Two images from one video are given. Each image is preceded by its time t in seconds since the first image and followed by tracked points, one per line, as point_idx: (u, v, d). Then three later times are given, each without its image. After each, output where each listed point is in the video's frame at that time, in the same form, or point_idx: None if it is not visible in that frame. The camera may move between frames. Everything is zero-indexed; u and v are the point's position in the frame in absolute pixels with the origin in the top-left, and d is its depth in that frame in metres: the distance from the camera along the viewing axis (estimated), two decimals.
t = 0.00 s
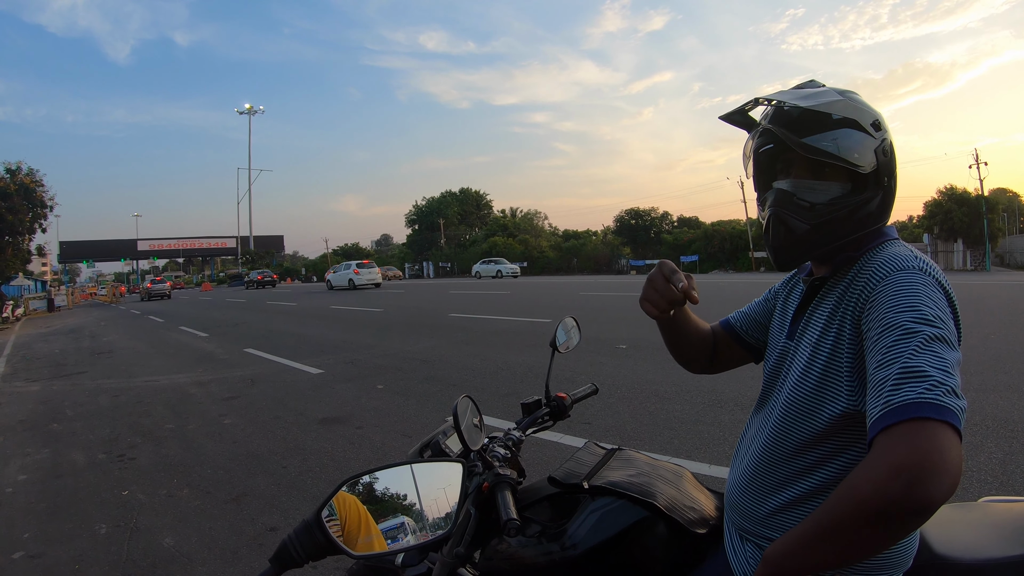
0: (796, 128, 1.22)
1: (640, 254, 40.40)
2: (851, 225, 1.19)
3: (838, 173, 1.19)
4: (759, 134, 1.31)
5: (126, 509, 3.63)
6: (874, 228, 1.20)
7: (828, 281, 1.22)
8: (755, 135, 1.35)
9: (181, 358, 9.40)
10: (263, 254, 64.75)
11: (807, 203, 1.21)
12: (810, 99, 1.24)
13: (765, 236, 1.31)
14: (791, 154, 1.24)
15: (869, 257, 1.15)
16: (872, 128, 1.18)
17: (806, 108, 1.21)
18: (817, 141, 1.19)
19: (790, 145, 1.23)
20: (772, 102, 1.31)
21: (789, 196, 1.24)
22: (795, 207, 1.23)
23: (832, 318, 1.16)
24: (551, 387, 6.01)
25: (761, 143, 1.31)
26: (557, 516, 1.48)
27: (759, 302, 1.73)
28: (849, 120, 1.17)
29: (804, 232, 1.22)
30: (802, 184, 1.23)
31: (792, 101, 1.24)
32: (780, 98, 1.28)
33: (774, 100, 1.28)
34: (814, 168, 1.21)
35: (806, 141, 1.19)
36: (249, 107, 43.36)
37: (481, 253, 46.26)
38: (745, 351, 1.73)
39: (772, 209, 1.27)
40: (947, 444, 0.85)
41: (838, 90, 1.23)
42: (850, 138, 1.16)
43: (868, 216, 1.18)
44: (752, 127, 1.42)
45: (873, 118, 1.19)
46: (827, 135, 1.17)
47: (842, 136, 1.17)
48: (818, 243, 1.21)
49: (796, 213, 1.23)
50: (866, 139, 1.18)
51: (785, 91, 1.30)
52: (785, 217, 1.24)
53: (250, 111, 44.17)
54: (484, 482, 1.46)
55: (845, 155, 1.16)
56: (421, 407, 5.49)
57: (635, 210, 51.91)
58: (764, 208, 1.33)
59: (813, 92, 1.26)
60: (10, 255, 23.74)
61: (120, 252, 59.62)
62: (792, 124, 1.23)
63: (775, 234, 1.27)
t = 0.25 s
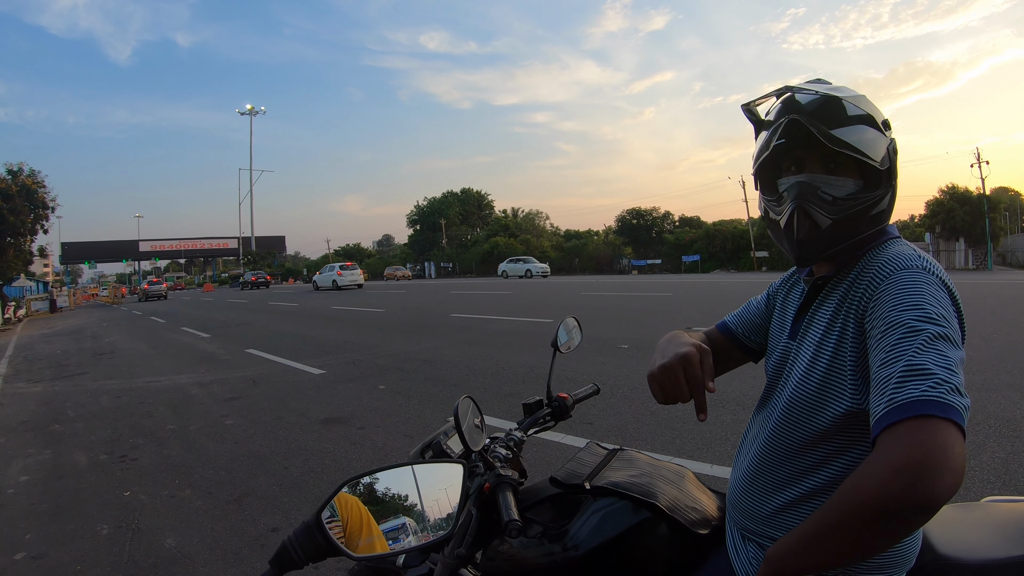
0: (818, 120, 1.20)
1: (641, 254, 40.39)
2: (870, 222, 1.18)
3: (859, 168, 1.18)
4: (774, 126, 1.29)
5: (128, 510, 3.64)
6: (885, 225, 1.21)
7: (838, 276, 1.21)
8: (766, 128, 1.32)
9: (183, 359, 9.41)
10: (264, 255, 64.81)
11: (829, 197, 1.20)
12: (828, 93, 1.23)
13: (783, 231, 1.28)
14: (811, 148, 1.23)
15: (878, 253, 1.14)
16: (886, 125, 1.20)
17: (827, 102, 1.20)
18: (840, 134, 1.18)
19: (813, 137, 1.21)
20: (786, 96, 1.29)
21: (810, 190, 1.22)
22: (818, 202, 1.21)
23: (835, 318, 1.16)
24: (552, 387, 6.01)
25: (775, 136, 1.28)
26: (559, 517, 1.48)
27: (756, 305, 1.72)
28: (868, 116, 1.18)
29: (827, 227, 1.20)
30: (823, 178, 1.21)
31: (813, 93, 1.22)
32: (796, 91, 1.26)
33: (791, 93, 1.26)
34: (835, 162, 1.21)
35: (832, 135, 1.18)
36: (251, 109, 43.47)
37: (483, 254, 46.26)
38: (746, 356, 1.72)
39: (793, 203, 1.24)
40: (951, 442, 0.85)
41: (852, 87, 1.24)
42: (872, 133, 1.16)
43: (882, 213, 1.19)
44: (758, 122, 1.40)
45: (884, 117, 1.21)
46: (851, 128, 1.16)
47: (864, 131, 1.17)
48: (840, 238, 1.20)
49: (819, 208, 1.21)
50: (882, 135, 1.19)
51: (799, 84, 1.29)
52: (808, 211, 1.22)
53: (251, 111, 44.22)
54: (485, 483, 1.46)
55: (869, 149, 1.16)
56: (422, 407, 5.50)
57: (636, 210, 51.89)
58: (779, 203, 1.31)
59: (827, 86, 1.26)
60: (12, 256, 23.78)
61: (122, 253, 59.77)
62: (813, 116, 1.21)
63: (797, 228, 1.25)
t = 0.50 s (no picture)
0: (827, 120, 1.19)
1: (642, 254, 40.35)
2: (875, 223, 1.19)
3: (864, 169, 1.19)
4: (780, 124, 1.27)
5: (129, 509, 3.65)
6: (886, 226, 1.22)
7: (837, 278, 1.21)
8: (771, 125, 1.30)
9: (184, 359, 9.42)
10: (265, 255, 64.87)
11: (836, 199, 1.20)
12: (835, 91, 1.22)
13: (790, 231, 1.27)
14: (817, 147, 1.22)
15: (878, 253, 1.14)
16: (889, 126, 1.20)
17: (834, 101, 1.20)
18: (848, 135, 1.18)
19: (821, 137, 1.20)
20: (791, 93, 1.27)
21: (816, 191, 1.22)
22: (825, 203, 1.21)
23: (836, 319, 1.16)
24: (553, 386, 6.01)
25: (781, 134, 1.26)
26: (559, 516, 1.48)
27: (753, 309, 1.72)
28: (874, 116, 1.19)
29: (834, 228, 1.20)
30: (829, 179, 1.21)
31: (820, 92, 1.21)
32: (802, 89, 1.25)
33: (797, 91, 1.25)
34: (841, 163, 1.21)
35: (841, 135, 1.18)
36: (252, 110, 43.64)
37: (484, 253, 46.25)
38: (745, 358, 1.71)
39: (800, 203, 1.24)
40: (957, 445, 0.85)
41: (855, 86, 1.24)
42: (878, 134, 1.17)
43: (886, 213, 1.20)
44: (760, 119, 1.39)
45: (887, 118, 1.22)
46: (860, 129, 1.17)
47: (870, 132, 1.17)
48: (846, 240, 1.20)
49: (826, 209, 1.21)
50: (885, 136, 1.19)
51: (804, 82, 1.28)
52: (815, 213, 1.22)
53: (252, 112, 44.32)
54: (486, 482, 1.47)
55: (876, 150, 1.16)
56: (423, 407, 5.50)
57: (637, 210, 51.86)
58: (782, 203, 1.30)
59: (832, 85, 1.26)
60: (13, 256, 23.81)
61: (123, 253, 59.97)
62: (821, 116, 1.20)
63: (803, 229, 1.24)
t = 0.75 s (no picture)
0: (825, 121, 1.19)
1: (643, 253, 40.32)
2: (876, 223, 1.19)
3: (864, 169, 1.19)
4: (778, 126, 1.27)
5: (131, 510, 3.66)
6: (887, 225, 1.22)
7: (837, 279, 1.21)
8: (770, 128, 1.30)
9: (186, 359, 9.43)
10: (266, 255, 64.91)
11: (835, 201, 1.20)
12: (833, 92, 1.22)
13: (789, 234, 1.27)
14: (816, 148, 1.22)
15: (878, 254, 1.14)
16: (888, 125, 1.20)
17: (832, 102, 1.20)
18: (847, 137, 1.18)
19: (820, 138, 1.20)
20: (790, 95, 1.27)
21: (816, 193, 1.22)
22: (824, 205, 1.21)
23: (835, 319, 1.16)
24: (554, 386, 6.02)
25: (780, 137, 1.26)
26: (560, 516, 1.48)
27: (754, 309, 1.73)
28: (872, 115, 1.19)
29: (834, 230, 1.20)
30: (828, 181, 1.21)
31: (818, 94, 1.21)
32: (801, 91, 1.25)
33: (795, 92, 1.25)
34: (840, 164, 1.21)
35: (840, 137, 1.17)
36: (252, 110, 43.67)
37: (484, 253, 46.25)
38: (745, 359, 1.72)
39: (799, 206, 1.24)
40: (955, 445, 0.85)
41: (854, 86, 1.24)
42: (877, 135, 1.17)
43: (886, 213, 1.20)
44: (758, 120, 1.39)
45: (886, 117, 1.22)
46: (859, 130, 1.16)
47: (869, 132, 1.17)
48: (847, 242, 1.19)
49: (825, 211, 1.21)
50: (885, 136, 1.19)
51: (802, 83, 1.27)
52: (815, 215, 1.21)
53: (252, 112, 44.35)
54: (486, 483, 1.47)
55: (874, 150, 1.17)
56: (424, 407, 5.50)
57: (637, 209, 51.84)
58: (781, 206, 1.30)
59: (830, 86, 1.26)
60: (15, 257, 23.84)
61: (124, 254, 60.02)
62: (820, 117, 1.20)
63: (803, 231, 1.24)
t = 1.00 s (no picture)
0: (824, 121, 1.19)
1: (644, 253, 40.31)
2: (876, 224, 1.19)
3: (863, 169, 1.19)
4: (777, 127, 1.27)
5: (131, 510, 3.66)
6: (888, 224, 1.22)
7: (838, 280, 1.21)
8: (769, 129, 1.30)
9: (186, 360, 9.44)
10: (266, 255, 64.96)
11: (835, 201, 1.20)
12: (831, 92, 1.22)
13: (788, 236, 1.27)
14: (815, 149, 1.22)
15: (879, 255, 1.14)
16: (887, 124, 1.20)
17: (831, 102, 1.20)
18: (846, 136, 1.18)
19: (819, 139, 1.20)
20: (788, 95, 1.27)
21: (815, 194, 1.22)
22: (823, 206, 1.21)
23: (837, 320, 1.16)
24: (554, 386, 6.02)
25: (779, 137, 1.26)
26: (559, 517, 1.48)
27: (754, 310, 1.72)
28: (871, 114, 1.18)
29: (834, 231, 1.20)
30: (828, 181, 1.21)
31: (816, 94, 1.21)
32: (799, 91, 1.25)
33: (794, 92, 1.25)
34: (840, 164, 1.21)
35: (839, 137, 1.17)
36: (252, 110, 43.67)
37: (485, 253, 46.25)
38: (748, 361, 1.71)
39: (798, 207, 1.24)
40: (957, 449, 0.85)
41: (853, 85, 1.24)
42: (876, 134, 1.17)
43: (887, 213, 1.20)
44: (757, 121, 1.39)
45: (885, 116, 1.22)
46: (858, 131, 1.16)
47: (869, 132, 1.17)
48: (847, 243, 1.19)
49: (825, 212, 1.21)
50: (884, 135, 1.19)
51: (800, 84, 1.27)
52: (814, 216, 1.21)
53: (253, 112, 44.37)
54: (486, 483, 1.47)
55: (874, 149, 1.17)
56: (425, 407, 5.50)
57: (638, 209, 51.83)
58: (780, 207, 1.30)
59: (829, 85, 1.25)
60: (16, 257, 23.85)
61: (125, 254, 60.07)
62: (818, 117, 1.20)
63: (802, 233, 1.23)
